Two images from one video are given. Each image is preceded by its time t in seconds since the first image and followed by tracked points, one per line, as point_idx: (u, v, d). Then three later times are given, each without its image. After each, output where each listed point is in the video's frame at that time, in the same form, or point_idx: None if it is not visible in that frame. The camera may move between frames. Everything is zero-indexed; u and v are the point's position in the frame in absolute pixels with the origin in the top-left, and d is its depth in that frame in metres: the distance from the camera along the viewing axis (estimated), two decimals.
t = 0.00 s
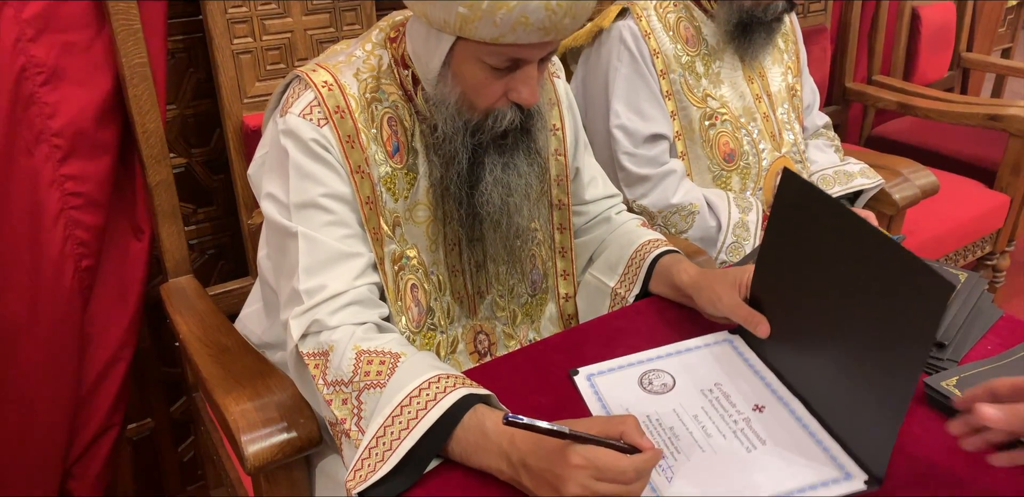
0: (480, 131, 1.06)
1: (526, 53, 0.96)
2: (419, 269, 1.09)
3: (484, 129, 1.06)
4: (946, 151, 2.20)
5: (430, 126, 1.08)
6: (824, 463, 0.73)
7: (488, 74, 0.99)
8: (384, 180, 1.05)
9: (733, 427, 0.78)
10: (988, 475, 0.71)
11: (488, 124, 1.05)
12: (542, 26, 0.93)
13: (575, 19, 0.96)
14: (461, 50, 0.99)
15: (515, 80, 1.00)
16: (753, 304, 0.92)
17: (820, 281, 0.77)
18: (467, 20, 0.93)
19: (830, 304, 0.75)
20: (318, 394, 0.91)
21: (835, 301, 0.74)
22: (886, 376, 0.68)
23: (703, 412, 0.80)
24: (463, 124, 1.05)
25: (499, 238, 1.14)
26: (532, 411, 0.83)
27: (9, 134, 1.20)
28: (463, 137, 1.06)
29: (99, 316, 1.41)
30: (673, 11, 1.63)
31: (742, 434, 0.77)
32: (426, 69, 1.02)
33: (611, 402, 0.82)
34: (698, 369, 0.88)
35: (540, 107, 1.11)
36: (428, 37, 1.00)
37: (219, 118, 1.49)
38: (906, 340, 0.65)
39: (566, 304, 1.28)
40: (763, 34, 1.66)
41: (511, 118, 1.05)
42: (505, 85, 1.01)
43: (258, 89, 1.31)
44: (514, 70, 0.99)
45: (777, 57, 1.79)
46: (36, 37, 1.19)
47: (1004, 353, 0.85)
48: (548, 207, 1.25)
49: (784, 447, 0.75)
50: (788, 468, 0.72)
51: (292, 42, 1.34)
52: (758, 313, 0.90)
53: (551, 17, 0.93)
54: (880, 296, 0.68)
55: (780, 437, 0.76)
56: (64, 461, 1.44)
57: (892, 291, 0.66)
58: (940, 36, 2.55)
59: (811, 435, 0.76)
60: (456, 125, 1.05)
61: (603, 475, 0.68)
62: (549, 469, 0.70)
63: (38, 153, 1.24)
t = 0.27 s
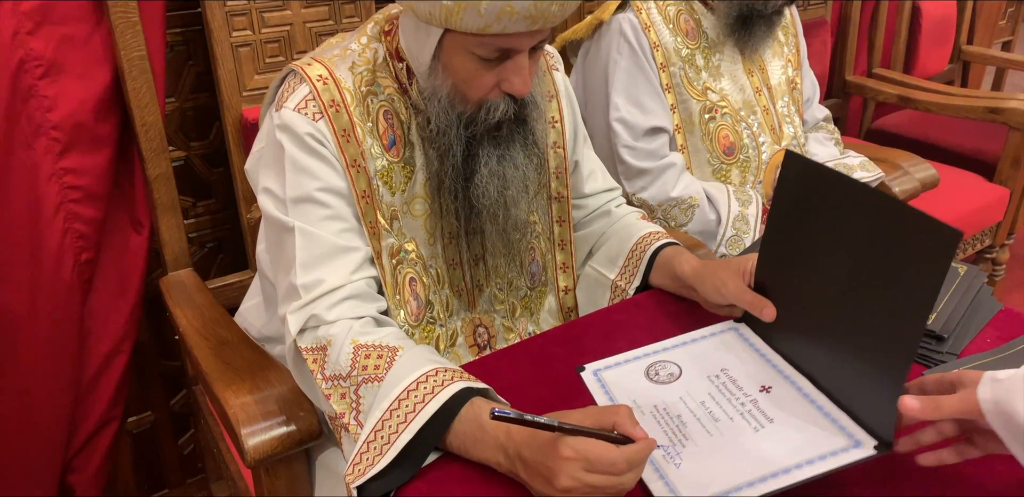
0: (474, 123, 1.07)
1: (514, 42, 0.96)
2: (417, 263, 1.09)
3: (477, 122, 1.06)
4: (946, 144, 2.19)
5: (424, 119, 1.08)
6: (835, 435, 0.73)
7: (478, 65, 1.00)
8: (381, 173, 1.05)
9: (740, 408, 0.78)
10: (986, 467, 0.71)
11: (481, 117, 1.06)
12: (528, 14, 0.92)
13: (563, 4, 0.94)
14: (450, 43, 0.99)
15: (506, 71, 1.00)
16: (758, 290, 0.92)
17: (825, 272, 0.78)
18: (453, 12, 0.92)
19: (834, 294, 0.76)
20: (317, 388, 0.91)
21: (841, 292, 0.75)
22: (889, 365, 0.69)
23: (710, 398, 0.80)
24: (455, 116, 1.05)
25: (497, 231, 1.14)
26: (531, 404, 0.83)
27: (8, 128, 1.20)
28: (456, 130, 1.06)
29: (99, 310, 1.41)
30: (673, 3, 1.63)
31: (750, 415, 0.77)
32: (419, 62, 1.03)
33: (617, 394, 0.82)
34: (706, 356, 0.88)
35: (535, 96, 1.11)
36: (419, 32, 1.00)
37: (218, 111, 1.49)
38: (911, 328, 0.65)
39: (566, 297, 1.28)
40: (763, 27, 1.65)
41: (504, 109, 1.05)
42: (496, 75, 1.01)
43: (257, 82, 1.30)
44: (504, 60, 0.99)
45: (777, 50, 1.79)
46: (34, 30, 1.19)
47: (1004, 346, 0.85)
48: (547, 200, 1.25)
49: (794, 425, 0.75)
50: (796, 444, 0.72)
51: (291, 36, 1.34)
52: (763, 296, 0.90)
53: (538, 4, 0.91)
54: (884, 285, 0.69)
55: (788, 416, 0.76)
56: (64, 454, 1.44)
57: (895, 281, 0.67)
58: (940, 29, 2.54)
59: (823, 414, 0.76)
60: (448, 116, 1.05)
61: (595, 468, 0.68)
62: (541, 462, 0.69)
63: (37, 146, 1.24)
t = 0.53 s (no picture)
0: (470, 116, 1.06)
1: (507, 34, 0.95)
2: (417, 256, 1.10)
3: (473, 115, 1.06)
4: (946, 137, 2.19)
5: (421, 112, 1.08)
6: (829, 423, 0.73)
7: (472, 58, 0.99)
8: (380, 167, 1.05)
9: (737, 395, 0.79)
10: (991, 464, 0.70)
11: (477, 110, 1.06)
12: (521, 7, 0.91)
13: None
14: (444, 35, 0.99)
15: (501, 63, 1.00)
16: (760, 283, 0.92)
17: (828, 262, 0.78)
18: (445, 5, 0.92)
19: (837, 287, 0.77)
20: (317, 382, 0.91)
21: (844, 283, 0.75)
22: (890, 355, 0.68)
23: (708, 382, 0.81)
24: (451, 110, 1.05)
25: (495, 225, 1.14)
26: (531, 398, 0.83)
27: (7, 121, 1.19)
28: (453, 123, 1.06)
29: (99, 303, 1.41)
30: None
31: (746, 402, 0.78)
32: (415, 54, 1.03)
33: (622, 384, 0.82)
34: (708, 343, 0.89)
35: (532, 88, 1.11)
36: (415, 24, 1.01)
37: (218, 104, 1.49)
38: (908, 319, 0.65)
39: (566, 290, 1.28)
40: (764, 20, 1.65)
41: (499, 102, 1.05)
42: (491, 69, 1.01)
43: (257, 75, 1.30)
44: (498, 53, 0.99)
45: (777, 43, 1.79)
46: (33, 22, 1.19)
47: (1002, 339, 0.85)
48: (547, 193, 1.25)
49: (788, 411, 0.76)
50: (789, 429, 0.73)
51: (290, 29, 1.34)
52: (768, 284, 0.91)
53: None
54: (883, 273, 0.69)
55: (783, 404, 0.77)
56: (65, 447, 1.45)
57: (891, 270, 0.67)
58: (941, 22, 2.54)
59: (819, 404, 0.76)
60: (444, 109, 1.05)
61: (594, 459, 0.68)
62: (541, 455, 0.69)
63: (36, 139, 1.24)
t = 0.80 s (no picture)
0: (469, 111, 1.06)
1: (507, 29, 0.95)
2: (417, 250, 1.10)
3: (472, 109, 1.06)
4: (946, 130, 2.19)
5: (421, 106, 1.08)
6: (848, 416, 0.74)
7: (471, 52, 0.99)
8: (380, 160, 1.05)
9: (753, 391, 0.78)
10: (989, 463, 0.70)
11: (476, 104, 1.06)
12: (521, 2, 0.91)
13: None
14: (444, 29, 0.99)
15: (502, 56, 1.00)
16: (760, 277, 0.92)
17: (839, 255, 0.79)
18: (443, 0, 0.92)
19: (848, 283, 0.78)
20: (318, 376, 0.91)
21: (858, 276, 0.76)
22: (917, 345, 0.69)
23: (721, 380, 0.80)
24: (450, 104, 1.05)
25: (495, 219, 1.14)
26: (532, 391, 0.83)
27: (7, 114, 1.19)
28: (452, 117, 1.06)
29: (99, 296, 1.42)
30: None
31: (762, 398, 0.77)
32: (414, 48, 1.03)
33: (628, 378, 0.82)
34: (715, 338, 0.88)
35: (530, 81, 1.11)
36: (413, 17, 1.00)
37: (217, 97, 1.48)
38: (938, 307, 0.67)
39: (566, 283, 1.28)
40: (764, 13, 1.64)
41: (500, 96, 1.05)
42: (490, 63, 1.01)
43: (256, 68, 1.30)
44: (498, 46, 0.99)
45: (777, 35, 1.78)
46: (32, 16, 1.19)
47: (1003, 333, 0.85)
48: (547, 187, 1.24)
49: (804, 407, 0.76)
50: (812, 426, 0.73)
51: (290, 21, 1.34)
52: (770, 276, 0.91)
53: None
54: (905, 263, 0.70)
55: (802, 399, 0.77)
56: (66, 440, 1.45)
57: (915, 261, 0.68)
58: (942, 14, 2.53)
59: (837, 396, 0.77)
60: (443, 103, 1.05)
61: (595, 452, 0.68)
62: (542, 448, 0.69)
63: (35, 132, 1.24)
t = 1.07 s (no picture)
0: (469, 105, 1.06)
1: (508, 23, 0.95)
2: (417, 244, 1.09)
3: (472, 103, 1.06)
4: (946, 124, 2.19)
5: (421, 99, 1.08)
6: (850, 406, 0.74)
7: (472, 46, 0.99)
8: (380, 154, 1.05)
9: (752, 383, 0.78)
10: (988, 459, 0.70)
11: (476, 98, 1.05)
12: None
13: None
14: (444, 22, 0.99)
15: (502, 50, 0.99)
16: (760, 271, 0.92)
17: (847, 248, 0.80)
18: None
19: (856, 278, 0.79)
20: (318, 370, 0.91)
21: (868, 265, 0.77)
22: (925, 331, 0.70)
23: (720, 372, 0.81)
24: (451, 97, 1.05)
25: (494, 212, 1.14)
26: (532, 385, 0.83)
27: (6, 108, 1.19)
28: (452, 111, 1.06)
29: (99, 290, 1.42)
30: None
31: (762, 389, 0.78)
32: (414, 41, 1.03)
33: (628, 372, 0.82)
34: (716, 331, 0.88)
35: (530, 75, 1.11)
36: (414, 10, 1.00)
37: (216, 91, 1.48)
38: (952, 291, 0.68)
39: (565, 277, 1.28)
40: (764, 6, 1.64)
41: (499, 90, 1.05)
42: (491, 57, 1.01)
43: (255, 61, 1.30)
44: (499, 40, 0.99)
45: (777, 29, 1.78)
46: (30, 9, 1.18)
47: (1001, 326, 0.86)
48: (547, 180, 1.24)
49: (805, 397, 0.76)
50: (814, 415, 0.73)
51: (289, 14, 1.33)
52: (771, 269, 0.91)
53: None
54: (917, 257, 0.72)
55: (802, 388, 0.77)
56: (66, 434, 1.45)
57: (930, 247, 0.70)
58: (942, 8, 2.52)
59: (836, 386, 0.77)
60: (444, 97, 1.05)
61: (594, 446, 0.68)
62: (542, 442, 0.69)
63: (34, 126, 1.24)
